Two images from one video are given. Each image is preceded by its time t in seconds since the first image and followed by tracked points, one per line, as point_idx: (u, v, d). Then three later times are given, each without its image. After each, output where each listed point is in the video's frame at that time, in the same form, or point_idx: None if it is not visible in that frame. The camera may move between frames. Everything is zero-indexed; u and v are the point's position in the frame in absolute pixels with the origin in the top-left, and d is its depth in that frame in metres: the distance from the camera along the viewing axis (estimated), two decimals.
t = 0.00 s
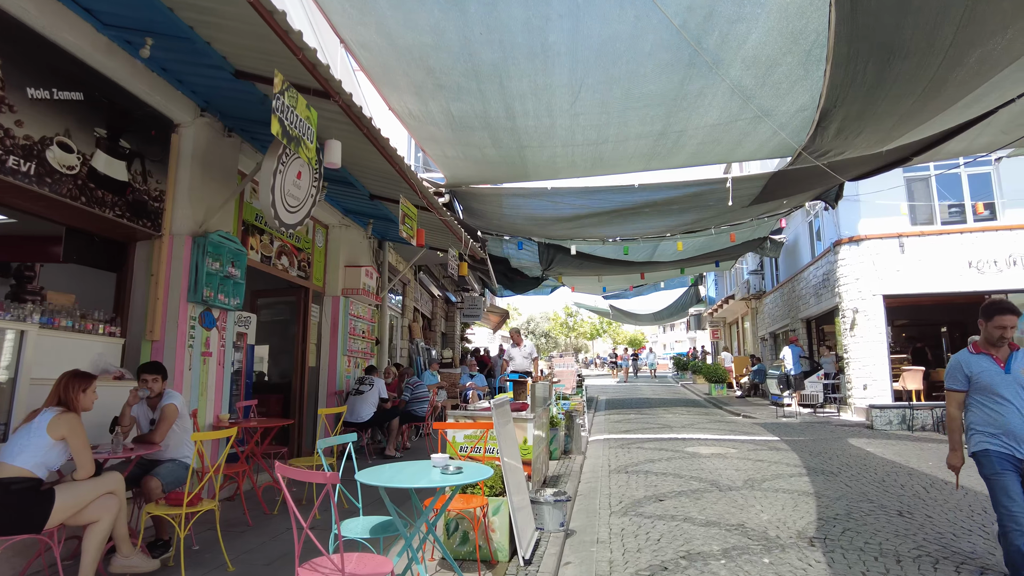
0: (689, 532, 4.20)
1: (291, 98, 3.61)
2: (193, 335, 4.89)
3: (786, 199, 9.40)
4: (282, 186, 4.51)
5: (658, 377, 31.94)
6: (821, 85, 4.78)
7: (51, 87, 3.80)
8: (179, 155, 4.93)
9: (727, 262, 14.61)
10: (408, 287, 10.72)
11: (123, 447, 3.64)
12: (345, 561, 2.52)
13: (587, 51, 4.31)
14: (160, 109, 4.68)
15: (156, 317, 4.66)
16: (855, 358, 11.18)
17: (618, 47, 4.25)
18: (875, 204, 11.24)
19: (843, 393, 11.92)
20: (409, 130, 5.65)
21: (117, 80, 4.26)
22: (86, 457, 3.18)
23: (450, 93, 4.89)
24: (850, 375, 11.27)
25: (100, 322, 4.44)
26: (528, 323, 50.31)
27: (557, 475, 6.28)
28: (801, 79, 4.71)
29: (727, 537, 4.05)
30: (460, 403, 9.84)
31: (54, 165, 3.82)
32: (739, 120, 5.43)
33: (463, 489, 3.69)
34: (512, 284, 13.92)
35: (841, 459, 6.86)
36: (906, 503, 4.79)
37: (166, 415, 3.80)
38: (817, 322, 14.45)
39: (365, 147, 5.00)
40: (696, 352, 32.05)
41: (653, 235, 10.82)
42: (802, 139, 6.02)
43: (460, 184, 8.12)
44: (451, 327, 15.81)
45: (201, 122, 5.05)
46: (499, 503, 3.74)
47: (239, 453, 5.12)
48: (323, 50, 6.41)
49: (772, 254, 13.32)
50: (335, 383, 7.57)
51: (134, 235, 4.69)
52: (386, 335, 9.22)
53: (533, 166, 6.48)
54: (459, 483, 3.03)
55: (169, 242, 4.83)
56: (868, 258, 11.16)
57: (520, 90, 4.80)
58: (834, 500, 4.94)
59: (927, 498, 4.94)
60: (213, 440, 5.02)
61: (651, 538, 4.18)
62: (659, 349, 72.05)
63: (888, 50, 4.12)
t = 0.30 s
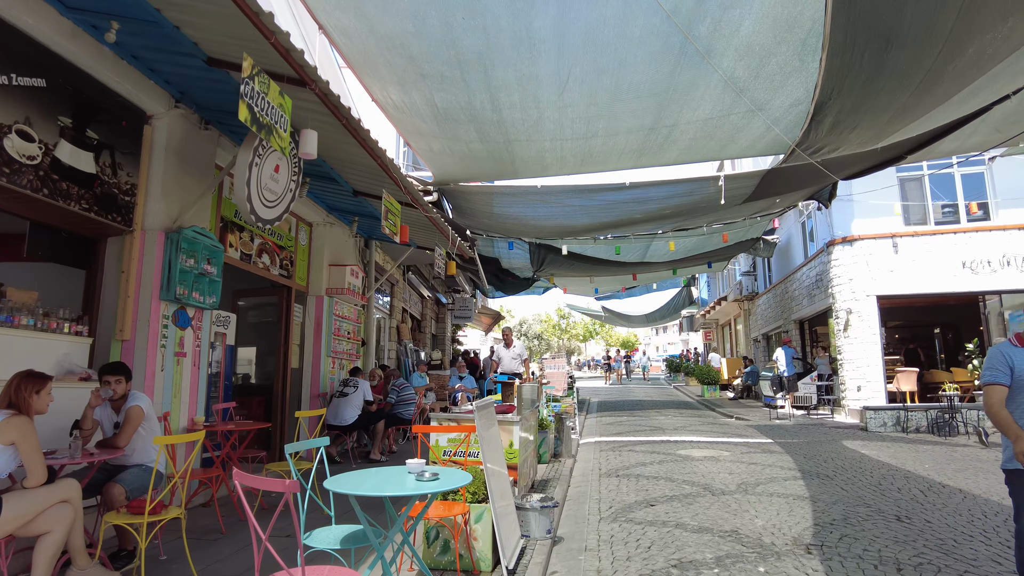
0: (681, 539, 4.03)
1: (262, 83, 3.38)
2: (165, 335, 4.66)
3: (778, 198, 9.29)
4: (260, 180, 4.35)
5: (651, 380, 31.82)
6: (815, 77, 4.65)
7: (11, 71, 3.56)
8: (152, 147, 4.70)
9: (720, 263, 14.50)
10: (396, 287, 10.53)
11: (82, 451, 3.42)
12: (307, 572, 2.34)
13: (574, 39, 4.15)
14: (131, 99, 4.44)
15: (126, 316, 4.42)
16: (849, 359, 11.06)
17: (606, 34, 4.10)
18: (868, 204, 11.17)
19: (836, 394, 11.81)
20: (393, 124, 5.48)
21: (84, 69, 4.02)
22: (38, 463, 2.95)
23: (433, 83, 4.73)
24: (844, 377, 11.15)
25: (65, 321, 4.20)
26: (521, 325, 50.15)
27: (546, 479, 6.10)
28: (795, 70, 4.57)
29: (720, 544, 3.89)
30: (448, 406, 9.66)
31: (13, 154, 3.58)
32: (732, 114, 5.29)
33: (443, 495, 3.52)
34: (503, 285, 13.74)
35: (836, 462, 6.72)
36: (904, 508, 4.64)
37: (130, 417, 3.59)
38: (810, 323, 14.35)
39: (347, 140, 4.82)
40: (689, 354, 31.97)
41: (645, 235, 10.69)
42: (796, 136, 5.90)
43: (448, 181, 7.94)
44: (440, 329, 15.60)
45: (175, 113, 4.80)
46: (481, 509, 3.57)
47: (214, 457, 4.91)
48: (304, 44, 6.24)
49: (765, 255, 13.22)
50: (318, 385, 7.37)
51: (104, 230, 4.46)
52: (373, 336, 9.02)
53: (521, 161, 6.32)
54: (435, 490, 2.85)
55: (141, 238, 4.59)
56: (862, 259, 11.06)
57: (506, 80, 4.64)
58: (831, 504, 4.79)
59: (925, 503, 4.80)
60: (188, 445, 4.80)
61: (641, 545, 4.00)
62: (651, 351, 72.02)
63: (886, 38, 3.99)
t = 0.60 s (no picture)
0: (677, 552, 3.84)
1: (230, 72, 3.19)
2: (138, 339, 4.40)
3: (776, 197, 9.11)
4: (235, 177, 4.15)
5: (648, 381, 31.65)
6: (817, 68, 4.46)
7: None
8: (124, 143, 4.43)
9: (717, 263, 14.33)
10: (387, 288, 10.34)
11: (40, 463, 3.22)
12: None
13: (563, 27, 3.97)
14: (101, 91, 4.18)
15: (97, 318, 4.17)
16: (848, 360, 10.91)
17: (597, 22, 3.91)
18: (867, 204, 11.04)
19: (835, 395, 11.65)
20: (378, 119, 5.29)
21: (47, 60, 3.77)
22: None
23: (417, 75, 4.54)
24: (844, 378, 11.00)
25: (26, 324, 3.93)
26: (517, 325, 49.97)
27: (538, 485, 5.92)
28: (796, 61, 4.39)
29: (718, 557, 3.70)
30: (440, 408, 9.47)
31: None
32: (729, 108, 5.11)
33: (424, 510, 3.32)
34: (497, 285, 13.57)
35: (834, 466, 6.57)
36: (908, 517, 4.46)
37: (93, 426, 3.39)
38: (807, 323, 14.20)
39: (328, 135, 4.62)
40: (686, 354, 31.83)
41: (640, 235, 10.52)
42: (795, 131, 5.72)
43: (439, 180, 7.76)
44: (434, 330, 15.44)
45: (150, 108, 4.53)
46: (465, 524, 3.37)
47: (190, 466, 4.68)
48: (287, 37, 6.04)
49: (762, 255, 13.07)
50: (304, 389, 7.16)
51: (72, 229, 4.20)
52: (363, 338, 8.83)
53: (512, 158, 6.13)
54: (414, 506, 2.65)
55: (112, 238, 4.33)
56: (861, 258, 10.90)
57: (493, 71, 4.45)
58: (833, 513, 4.61)
59: (930, 511, 4.63)
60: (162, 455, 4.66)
61: (634, 558, 3.81)
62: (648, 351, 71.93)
63: (892, 25, 3.81)
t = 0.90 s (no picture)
0: (677, 564, 3.68)
1: (206, 62, 3.04)
2: (119, 341, 4.24)
3: (776, 197, 8.97)
4: (219, 174, 4.00)
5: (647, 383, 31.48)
6: (822, 60, 4.31)
7: None
8: (104, 139, 4.26)
9: (716, 265, 14.19)
10: (382, 290, 10.20)
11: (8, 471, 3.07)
12: None
13: (559, 17, 3.83)
14: (79, 84, 4.01)
15: (75, 320, 4.02)
16: (850, 363, 10.77)
17: (592, 12, 3.77)
18: (868, 204, 10.90)
19: (837, 399, 11.51)
20: (368, 115, 5.14)
21: (22, 51, 3.60)
22: None
23: (407, 68, 4.39)
24: (845, 381, 10.86)
25: None
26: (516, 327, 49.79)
27: (534, 492, 5.77)
28: (800, 52, 4.24)
29: (720, 570, 3.55)
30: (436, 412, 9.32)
31: None
32: (729, 103, 4.97)
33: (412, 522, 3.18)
34: (494, 287, 13.42)
35: (838, 472, 6.42)
36: (916, 526, 4.31)
37: (65, 433, 3.21)
38: (808, 326, 14.06)
39: (315, 131, 4.47)
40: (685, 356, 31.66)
41: (639, 236, 10.38)
42: (797, 128, 5.58)
43: (434, 180, 7.62)
44: (432, 332, 15.30)
45: (131, 102, 4.34)
46: (454, 536, 3.27)
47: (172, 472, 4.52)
48: (276, 31, 5.90)
49: (762, 256, 12.93)
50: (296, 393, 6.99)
51: (50, 227, 4.04)
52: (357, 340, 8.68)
53: (507, 156, 5.99)
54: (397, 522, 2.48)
55: (91, 236, 4.18)
56: (863, 260, 10.76)
57: (486, 63, 4.31)
58: (838, 521, 4.46)
59: (938, 520, 4.48)
60: (145, 462, 4.50)
61: (633, 571, 3.64)
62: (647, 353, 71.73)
63: (902, 13, 3.66)
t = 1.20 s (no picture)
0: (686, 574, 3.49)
1: (186, 37, 2.86)
2: (99, 338, 4.04)
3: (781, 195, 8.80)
4: (206, 162, 3.81)
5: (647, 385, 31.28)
6: (835, 46, 4.13)
7: None
8: (85, 126, 4.06)
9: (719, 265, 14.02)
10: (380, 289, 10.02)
11: None
12: None
13: None
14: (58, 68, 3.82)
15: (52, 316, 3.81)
16: (855, 364, 10.57)
17: None
18: (874, 203, 10.67)
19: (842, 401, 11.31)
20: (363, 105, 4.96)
21: None
22: None
23: (403, 54, 4.21)
24: (851, 383, 10.67)
25: None
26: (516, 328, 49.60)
27: (534, 496, 5.57)
28: (812, 38, 4.06)
29: None
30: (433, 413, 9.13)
31: None
32: (737, 93, 4.79)
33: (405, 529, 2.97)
34: (494, 287, 13.24)
35: (847, 476, 6.23)
36: (934, 534, 4.12)
37: (36, 433, 3.03)
38: (812, 327, 13.87)
39: (306, 119, 4.28)
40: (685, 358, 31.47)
41: (641, 235, 10.20)
42: (806, 121, 5.40)
43: (431, 176, 7.44)
44: (431, 333, 15.13)
45: (113, 89, 4.15)
46: (449, 544, 3.09)
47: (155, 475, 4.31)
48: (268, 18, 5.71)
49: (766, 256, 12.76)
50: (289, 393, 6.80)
51: (27, 218, 3.84)
52: (352, 340, 8.49)
53: (506, 150, 5.80)
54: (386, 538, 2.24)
55: (71, 228, 3.98)
56: (868, 259, 10.56)
57: (485, 49, 4.13)
58: (852, 528, 4.27)
59: (955, 527, 4.29)
60: (127, 464, 4.31)
61: None
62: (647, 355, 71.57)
63: None
